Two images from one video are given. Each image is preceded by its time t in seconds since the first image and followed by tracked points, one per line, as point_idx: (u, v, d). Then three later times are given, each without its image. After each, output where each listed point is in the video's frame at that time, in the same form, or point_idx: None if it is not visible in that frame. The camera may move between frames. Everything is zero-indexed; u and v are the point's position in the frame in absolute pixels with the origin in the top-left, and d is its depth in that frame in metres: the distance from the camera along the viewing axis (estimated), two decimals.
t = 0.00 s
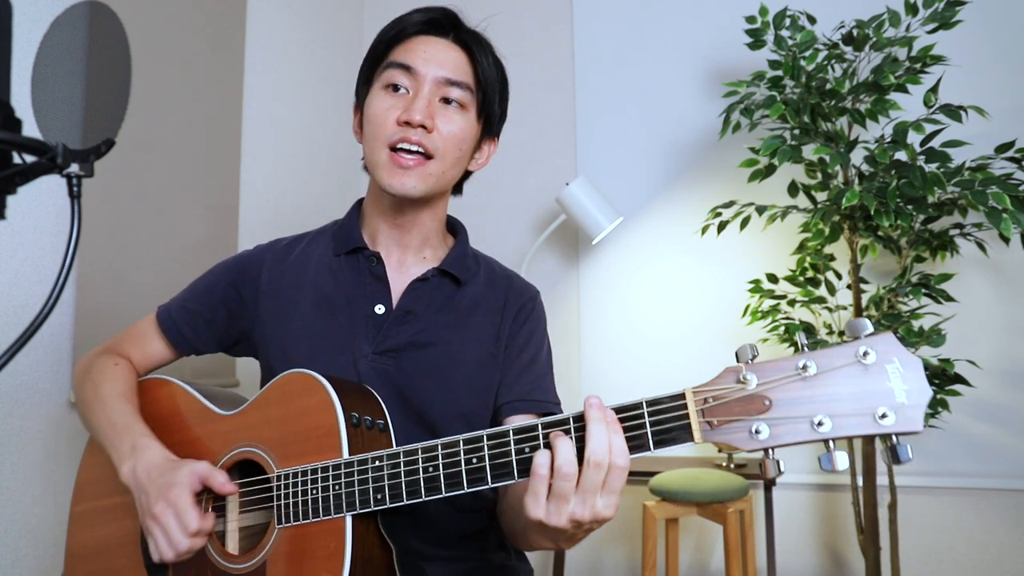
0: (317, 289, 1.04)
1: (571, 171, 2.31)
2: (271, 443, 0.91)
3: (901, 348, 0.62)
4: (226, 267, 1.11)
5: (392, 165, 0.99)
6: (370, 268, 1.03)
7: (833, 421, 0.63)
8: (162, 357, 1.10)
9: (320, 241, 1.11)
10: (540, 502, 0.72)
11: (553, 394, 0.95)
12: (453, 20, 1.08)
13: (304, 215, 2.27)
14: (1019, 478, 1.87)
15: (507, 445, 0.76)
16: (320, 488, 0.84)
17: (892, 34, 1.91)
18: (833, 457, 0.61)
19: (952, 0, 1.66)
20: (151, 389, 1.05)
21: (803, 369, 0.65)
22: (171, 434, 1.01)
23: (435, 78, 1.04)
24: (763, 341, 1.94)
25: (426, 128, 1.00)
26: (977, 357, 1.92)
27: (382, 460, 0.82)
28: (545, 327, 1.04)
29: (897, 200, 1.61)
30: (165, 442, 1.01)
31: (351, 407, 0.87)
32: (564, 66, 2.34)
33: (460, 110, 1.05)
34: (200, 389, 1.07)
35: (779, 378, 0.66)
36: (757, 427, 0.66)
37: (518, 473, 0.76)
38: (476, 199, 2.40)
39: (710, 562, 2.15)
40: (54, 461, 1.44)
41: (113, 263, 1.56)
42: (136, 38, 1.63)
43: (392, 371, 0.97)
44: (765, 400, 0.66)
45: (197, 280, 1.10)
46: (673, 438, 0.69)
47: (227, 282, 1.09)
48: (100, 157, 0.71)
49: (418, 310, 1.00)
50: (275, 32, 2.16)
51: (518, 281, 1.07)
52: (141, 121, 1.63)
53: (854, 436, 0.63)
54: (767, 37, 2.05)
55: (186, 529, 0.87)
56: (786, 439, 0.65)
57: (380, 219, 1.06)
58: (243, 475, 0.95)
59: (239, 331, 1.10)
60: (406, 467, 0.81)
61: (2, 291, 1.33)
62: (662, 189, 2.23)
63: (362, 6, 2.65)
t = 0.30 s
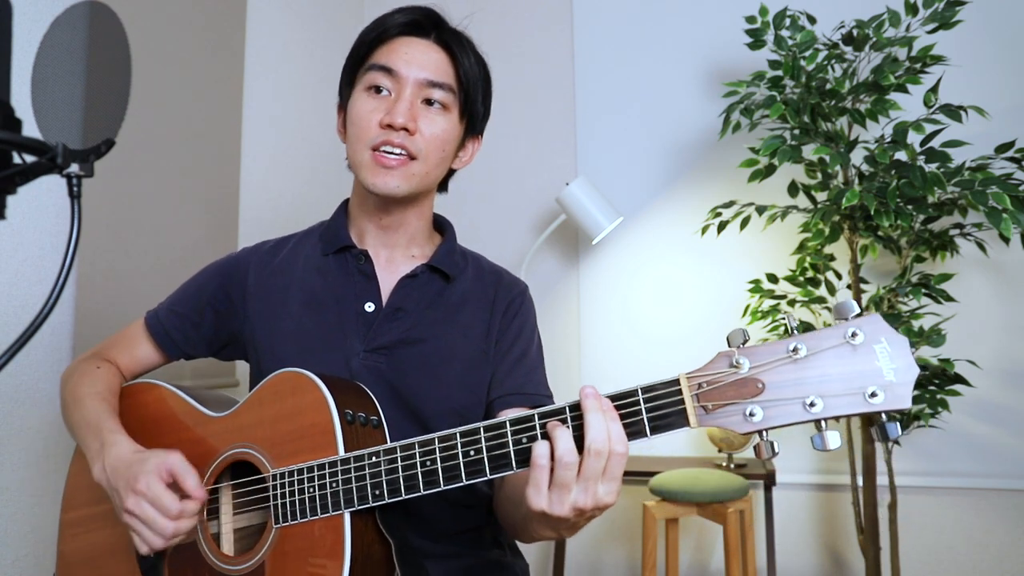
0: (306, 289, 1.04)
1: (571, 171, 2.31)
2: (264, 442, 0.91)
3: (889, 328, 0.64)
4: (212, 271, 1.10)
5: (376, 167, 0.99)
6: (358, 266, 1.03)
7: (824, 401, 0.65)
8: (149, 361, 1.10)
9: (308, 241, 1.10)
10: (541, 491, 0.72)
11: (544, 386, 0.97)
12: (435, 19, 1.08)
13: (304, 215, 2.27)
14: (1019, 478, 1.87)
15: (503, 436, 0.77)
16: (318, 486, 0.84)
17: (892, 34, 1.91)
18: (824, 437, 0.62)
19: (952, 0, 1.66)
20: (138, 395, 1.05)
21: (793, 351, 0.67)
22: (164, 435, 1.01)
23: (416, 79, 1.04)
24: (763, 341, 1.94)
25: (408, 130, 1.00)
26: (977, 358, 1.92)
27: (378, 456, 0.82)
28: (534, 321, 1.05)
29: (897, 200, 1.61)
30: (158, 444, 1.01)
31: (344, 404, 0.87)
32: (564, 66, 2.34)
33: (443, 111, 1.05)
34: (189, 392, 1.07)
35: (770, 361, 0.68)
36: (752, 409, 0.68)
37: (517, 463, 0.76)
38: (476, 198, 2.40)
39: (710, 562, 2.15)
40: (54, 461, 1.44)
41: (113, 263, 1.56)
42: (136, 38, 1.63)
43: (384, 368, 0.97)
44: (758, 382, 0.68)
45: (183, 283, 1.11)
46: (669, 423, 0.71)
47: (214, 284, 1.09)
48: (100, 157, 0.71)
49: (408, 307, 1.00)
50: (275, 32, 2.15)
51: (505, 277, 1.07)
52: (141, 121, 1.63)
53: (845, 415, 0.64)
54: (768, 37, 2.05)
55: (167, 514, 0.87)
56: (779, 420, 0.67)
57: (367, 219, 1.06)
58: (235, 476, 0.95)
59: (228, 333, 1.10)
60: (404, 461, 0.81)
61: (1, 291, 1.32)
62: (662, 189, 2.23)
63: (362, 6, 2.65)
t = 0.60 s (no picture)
0: (305, 290, 1.04)
1: (572, 171, 2.31)
2: (261, 439, 0.91)
3: (878, 314, 0.60)
4: (216, 272, 1.11)
5: (372, 169, 0.99)
6: (357, 267, 1.03)
7: (809, 392, 0.62)
8: (156, 362, 1.12)
9: (309, 244, 1.10)
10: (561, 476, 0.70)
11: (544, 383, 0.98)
12: (430, 20, 1.08)
13: (304, 215, 2.27)
14: (1019, 478, 1.87)
15: (482, 431, 0.74)
16: (306, 481, 0.84)
17: (892, 34, 1.91)
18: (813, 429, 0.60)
19: (952, 0, 1.66)
20: (147, 392, 1.07)
21: (777, 340, 0.63)
22: (169, 432, 1.02)
23: (411, 80, 1.04)
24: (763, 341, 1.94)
25: (403, 131, 1.00)
26: (977, 357, 1.92)
27: (364, 451, 0.82)
28: (535, 322, 1.05)
29: (897, 200, 1.61)
30: (161, 441, 1.02)
31: (335, 399, 0.87)
32: (564, 66, 2.34)
33: (439, 111, 1.05)
34: (194, 389, 1.07)
35: (752, 350, 0.64)
36: (733, 400, 0.64)
37: (493, 458, 0.73)
38: (476, 198, 2.40)
39: (710, 562, 2.15)
40: (53, 460, 1.44)
41: (113, 263, 1.56)
42: (136, 38, 1.63)
43: (383, 370, 0.97)
44: (738, 372, 0.64)
45: (189, 285, 1.12)
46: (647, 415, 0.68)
47: (217, 286, 1.10)
48: (100, 157, 0.71)
49: (408, 307, 1.00)
50: (275, 32, 2.15)
51: (507, 277, 1.07)
52: (141, 121, 1.63)
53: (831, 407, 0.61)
54: (768, 37, 2.05)
55: (173, 514, 0.90)
56: (761, 411, 0.63)
57: (365, 222, 1.06)
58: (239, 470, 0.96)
59: (231, 334, 1.11)
60: (387, 455, 0.80)
61: (2, 291, 1.32)
62: (662, 189, 2.23)
63: (362, 6, 2.65)
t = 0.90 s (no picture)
0: (322, 288, 1.06)
1: (571, 171, 2.31)
2: (270, 435, 0.93)
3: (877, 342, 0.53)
4: (241, 270, 1.16)
5: (377, 167, 1.00)
6: (372, 267, 1.05)
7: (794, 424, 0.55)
8: (185, 355, 1.18)
9: (329, 244, 1.13)
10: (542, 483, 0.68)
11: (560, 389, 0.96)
12: (439, 17, 1.08)
13: (304, 215, 2.27)
14: (1019, 478, 1.87)
15: (463, 441, 0.74)
16: (302, 479, 0.85)
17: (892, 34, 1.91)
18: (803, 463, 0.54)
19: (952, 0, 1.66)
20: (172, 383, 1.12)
21: (761, 364, 0.57)
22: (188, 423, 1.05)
23: (418, 78, 1.05)
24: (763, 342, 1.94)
25: (408, 130, 1.01)
26: (977, 357, 1.92)
27: (356, 453, 0.82)
28: (554, 323, 1.04)
29: (897, 200, 1.61)
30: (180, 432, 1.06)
31: (338, 401, 0.88)
32: (564, 66, 2.34)
33: (447, 108, 1.05)
34: (216, 383, 1.11)
35: (736, 374, 0.58)
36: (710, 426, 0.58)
37: (473, 468, 0.73)
38: (475, 199, 2.40)
39: (710, 562, 2.15)
40: (53, 460, 1.44)
41: (113, 264, 1.56)
42: (136, 38, 1.63)
43: (395, 370, 0.97)
44: (719, 397, 0.59)
45: (216, 282, 1.17)
46: (622, 437, 0.64)
47: (241, 282, 1.15)
48: (100, 157, 0.71)
49: (421, 308, 1.00)
50: (275, 32, 2.15)
51: (526, 279, 1.07)
52: (140, 121, 1.63)
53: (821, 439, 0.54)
54: (767, 37, 2.05)
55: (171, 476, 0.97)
56: (741, 440, 0.58)
57: (382, 222, 1.08)
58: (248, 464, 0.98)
59: (254, 330, 1.15)
60: (376, 458, 0.80)
61: (2, 291, 1.32)
62: (662, 189, 2.23)
63: (362, 6, 2.65)
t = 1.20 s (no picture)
0: (351, 286, 1.12)
1: (571, 171, 2.31)
2: (285, 427, 0.97)
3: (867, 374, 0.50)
4: (276, 264, 1.23)
5: (401, 169, 1.06)
6: (399, 266, 1.11)
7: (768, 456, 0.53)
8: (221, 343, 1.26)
9: (360, 242, 1.20)
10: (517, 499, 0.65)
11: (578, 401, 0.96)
12: (467, 19, 1.13)
13: (304, 215, 2.27)
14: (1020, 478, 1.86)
15: (444, 447, 0.73)
16: (303, 473, 0.89)
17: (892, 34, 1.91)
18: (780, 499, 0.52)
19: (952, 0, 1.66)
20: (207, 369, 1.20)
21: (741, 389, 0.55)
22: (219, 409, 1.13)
23: (443, 81, 1.10)
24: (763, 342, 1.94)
25: (430, 132, 1.05)
26: (977, 357, 1.92)
27: (348, 451, 0.85)
28: (581, 331, 1.05)
29: (897, 200, 1.61)
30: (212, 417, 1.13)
31: (344, 397, 0.91)
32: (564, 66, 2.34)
33: (472, 109, 1.09)
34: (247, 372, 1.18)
35: (711, 399, 0.57)
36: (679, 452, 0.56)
37: (448, 476, 0.72)
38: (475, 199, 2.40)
39: (710, 562, 2.15)
40: (53, 459, 1.44)
41: (113, 264, 1.56)
42: (135, 38, 1.63)
43: (414, 369, 1.03)
44: (692, 422, 0.58)
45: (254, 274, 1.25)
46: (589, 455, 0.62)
47: (276, 276, 1.22)
48: (100, 157, 0.71)
49: (442, 309, 1.05)
50: (274, 32, 2.15)
51: (558, 287, 1.10)
52: (140, 120, 1.63)
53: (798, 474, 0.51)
54: (767, 37, 2.05)
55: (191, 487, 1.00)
56: (710, 469, 0.56)
57: (411, 223, 1.13)
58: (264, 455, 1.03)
59: (286, 322, 1.22)
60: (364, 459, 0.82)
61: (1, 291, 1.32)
62: (662, 189, 2.23)
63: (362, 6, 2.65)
